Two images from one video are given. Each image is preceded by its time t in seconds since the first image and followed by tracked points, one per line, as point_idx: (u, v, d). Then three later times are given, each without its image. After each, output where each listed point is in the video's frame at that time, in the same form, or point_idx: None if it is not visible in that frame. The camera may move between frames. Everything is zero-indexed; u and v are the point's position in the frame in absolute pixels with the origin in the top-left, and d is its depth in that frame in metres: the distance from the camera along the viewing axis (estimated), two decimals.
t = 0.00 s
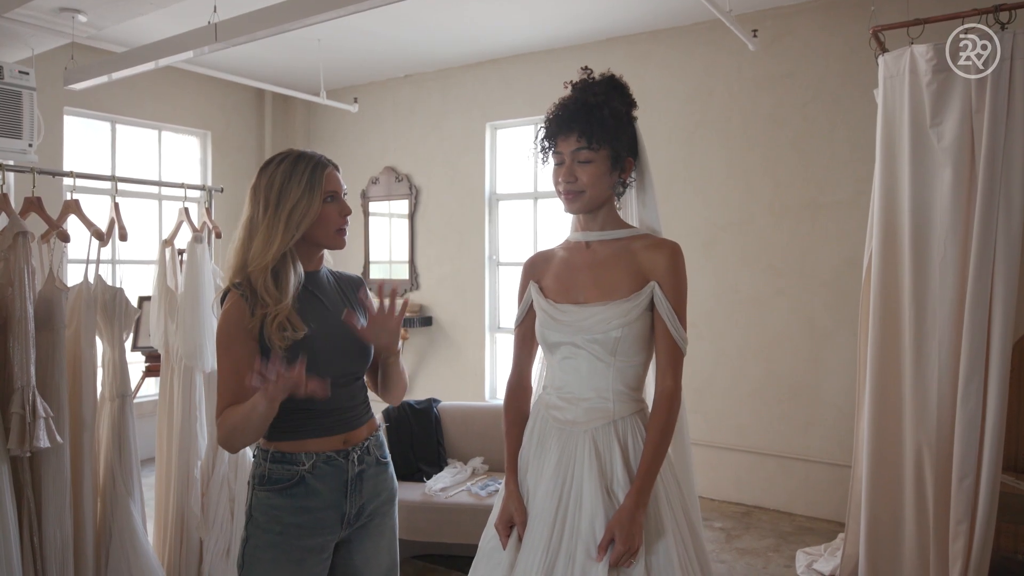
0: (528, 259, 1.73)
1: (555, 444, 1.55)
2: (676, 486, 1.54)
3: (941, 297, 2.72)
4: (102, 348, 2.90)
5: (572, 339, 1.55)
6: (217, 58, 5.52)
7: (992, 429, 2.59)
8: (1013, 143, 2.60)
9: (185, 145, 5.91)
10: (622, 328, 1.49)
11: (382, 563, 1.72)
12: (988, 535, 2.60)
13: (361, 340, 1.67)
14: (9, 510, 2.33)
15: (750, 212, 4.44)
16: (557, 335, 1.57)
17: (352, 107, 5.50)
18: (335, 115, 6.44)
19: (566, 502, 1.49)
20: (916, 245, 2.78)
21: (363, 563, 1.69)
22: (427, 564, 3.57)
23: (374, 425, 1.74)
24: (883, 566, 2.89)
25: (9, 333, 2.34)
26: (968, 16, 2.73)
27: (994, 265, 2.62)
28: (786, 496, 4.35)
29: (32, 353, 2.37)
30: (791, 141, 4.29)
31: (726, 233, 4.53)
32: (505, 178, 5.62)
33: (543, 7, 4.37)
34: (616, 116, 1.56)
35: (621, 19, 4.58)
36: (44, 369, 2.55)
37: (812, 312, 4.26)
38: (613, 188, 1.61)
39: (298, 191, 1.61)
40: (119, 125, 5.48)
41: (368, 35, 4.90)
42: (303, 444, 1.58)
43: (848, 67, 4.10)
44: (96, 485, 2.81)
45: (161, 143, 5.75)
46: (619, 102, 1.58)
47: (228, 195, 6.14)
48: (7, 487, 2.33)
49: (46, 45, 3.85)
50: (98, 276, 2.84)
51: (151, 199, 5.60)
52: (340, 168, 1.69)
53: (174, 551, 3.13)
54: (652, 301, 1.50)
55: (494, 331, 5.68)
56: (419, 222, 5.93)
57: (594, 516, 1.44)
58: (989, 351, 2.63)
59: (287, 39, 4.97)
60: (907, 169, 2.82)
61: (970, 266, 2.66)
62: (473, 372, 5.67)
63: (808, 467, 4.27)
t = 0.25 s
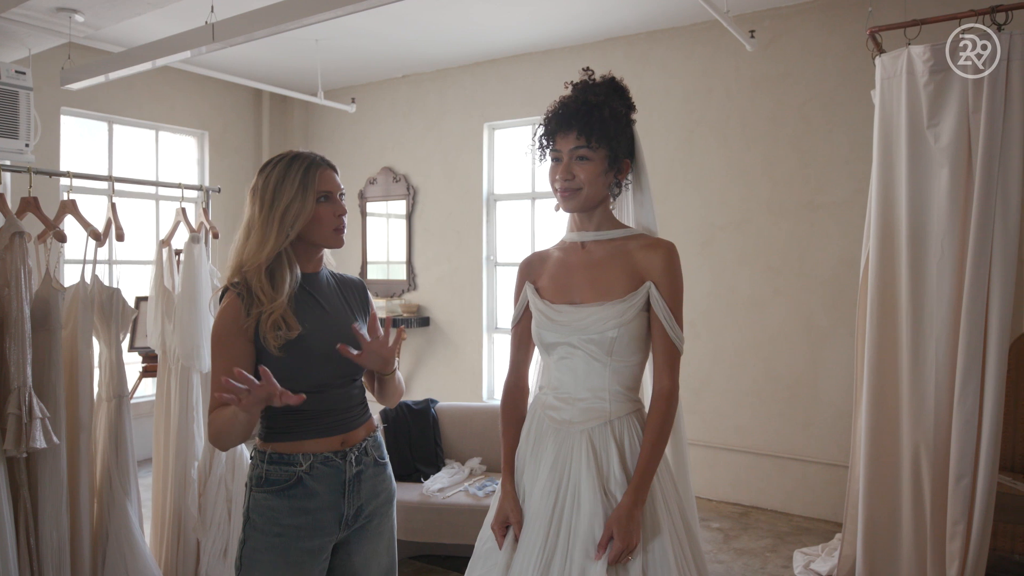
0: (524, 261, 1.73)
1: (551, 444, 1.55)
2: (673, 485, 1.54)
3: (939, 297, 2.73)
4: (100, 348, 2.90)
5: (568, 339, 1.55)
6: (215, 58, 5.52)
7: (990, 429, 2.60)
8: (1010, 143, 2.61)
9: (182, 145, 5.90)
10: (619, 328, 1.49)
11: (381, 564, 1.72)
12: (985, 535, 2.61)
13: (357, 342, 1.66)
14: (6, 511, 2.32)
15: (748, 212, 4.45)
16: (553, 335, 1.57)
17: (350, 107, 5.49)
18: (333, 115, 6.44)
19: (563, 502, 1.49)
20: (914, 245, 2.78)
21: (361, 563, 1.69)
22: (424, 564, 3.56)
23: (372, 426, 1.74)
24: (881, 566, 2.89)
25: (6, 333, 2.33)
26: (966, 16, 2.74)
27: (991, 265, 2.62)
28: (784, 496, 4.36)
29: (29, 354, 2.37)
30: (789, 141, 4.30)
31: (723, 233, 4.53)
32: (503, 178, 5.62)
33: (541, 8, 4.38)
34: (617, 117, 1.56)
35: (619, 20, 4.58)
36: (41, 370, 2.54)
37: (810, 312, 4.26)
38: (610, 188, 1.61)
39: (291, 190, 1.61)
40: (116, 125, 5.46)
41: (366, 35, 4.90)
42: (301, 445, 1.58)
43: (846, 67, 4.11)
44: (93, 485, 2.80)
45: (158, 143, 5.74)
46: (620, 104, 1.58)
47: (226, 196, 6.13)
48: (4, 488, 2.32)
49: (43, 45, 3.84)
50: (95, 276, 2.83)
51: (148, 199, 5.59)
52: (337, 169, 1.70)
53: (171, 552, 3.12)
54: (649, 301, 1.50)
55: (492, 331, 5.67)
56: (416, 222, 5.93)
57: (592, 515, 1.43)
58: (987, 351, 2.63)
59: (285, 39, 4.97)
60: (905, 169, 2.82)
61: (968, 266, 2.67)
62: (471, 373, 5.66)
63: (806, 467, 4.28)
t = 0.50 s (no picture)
0: (523, 261, 1.73)
1: (551, 444, 1.55)
2: (672, 485, 1.54)
3: (939, 298, 2.73)
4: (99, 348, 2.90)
5: (567, 339, 1.55)
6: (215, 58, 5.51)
7: (989, 429, 2.60)
8: (1010, 143, 2.61)
9: (182, 144, 5.90)
10: (618, 327, 1.49)
11: (379, 564, 1.72)
12: (985, 535, 2.61)
13: (356, 340, 1.66)
14: (6, 510, 2.32)
15: (748, 212, 4.45)
16: (552, 335, 1.57)
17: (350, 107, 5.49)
18: (333, 115, 6.44)
19: (563, 501, 1.49)
20: (914, 246, 2.78)
21: (359, 563, 1.69)
22: (424, 564, 3.56)
23: (370, 425, 1.74)
24: (880, 566, 2.89)
25: (6, 332, 2.33)
26: (966, 17, 2.73)
27: (991, 265, 2.63)
28: (783, 497, 4.36)
29: (29, 353, 2.37)
30: (789, 142, 4.30)
31: (723, 233, 4.53)
32: (503, 178, 5.62)
33: (541, 8, 4.38)
34: (618, 119, 1.56)
35: (619, 20, 4.58)
36: (41, 370, 2.54)
37: (810, 312, 4.26)
38: (611, 190, 1.61)
39: (286, 186, 1.62)
40: (116, 125, 5.46)
41: (366, 35, 4.90)
42: (299, 444, 1.58)
43: (846, 68, 4.11)
44: (92, 485, 2.80)
45: (158, 143, 5.74)
46: (620, 105, 1.58)
47: (225, 195, 6.13)
48: (3, 487, 2.32)
49: (42, 45, 3.84)
50: (95, 276, 2.83)
51: (148, 199, 5.58)
52: (334, 164, 1.69)
53: (170, 552, 3.12)
54: (648, 301, 1.50)
55: (492, 331, 5.67)
56: (416, 222, 5.93)
57: (591, 514, 1.43)
58: (986, 351, 2.63)
59: (286, 39, 4.97)
60: (905, 169, 2.82)
61: (968, 266, 2.67)
62: (471, 373, 5.66)
63: (805, 467, 4.28)
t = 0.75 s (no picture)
0: (523, 261, 1.73)
1: (551, 443, 1.55)
2: (672, 484, 1.54)
3: (940, 298, 2.72)
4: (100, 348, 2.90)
5: (568, 339, 1.55)
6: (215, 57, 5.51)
7: (990, 429, 2.60)
8: (1011, 143, 2.61)
9: (183, 144, 5.91)
10: (619, 328, 1.49)
11: (379, 564, 1.72)
12: (986, 535, 2.61)
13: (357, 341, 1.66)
14: (7, 509, 2.32)
15: (749, 212, 4.44)
16: (554, 335, 1.57)
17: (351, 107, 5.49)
18: (334, 114, 6.44)
19: (562, 500, 1.49)
20: (915, 246, 2.78)
21: (359, 562, 1.69)
22: (424, 564, 3.56)
23: (371, 425, 1.74)
24: (881, 567, 2.89)
25: (6, 332, 2.33)
26: (967, 16, 2.73)
27: (992, 265, 2.62)
28: (784, 497, 4.36)
29: (30, 353, 2.37)
30: (789, 142, 4.30)
31: (724, 233, 4.53)
32: (504, 178, 5.62)
33: (542, 8, 4.38)
34: (618, 120, 1.57)
35: (620, 19, 4.58)
36: (41, 369, 2.54)
37: (810, 312, 4.26)
38: (612, 189, 1.61)
39: (291, 188, 1.62)
40: (117, 124, 5.47)
41: (367, 35, 4.90)
42: (299, 443, 1.58)
43: (847, 68, 4.11)
44: (93, 485, 2.80)
45: (159, 142, 5.74)
46: (621, 106, 1.58)
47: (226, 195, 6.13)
48: (4, 486, 2.32)
49: (43, 44, 3.84)
50: (96, 275, 2.83)
51: (149, 198, 5.59)
52: (340, 166, 1.69)
53: (171, 551, 3.12)
54: (649, 301, 1.50)
55: (492, 331, 5.68)
56: (417, 222, 5.93)
57: (591, 514, 1.43)
58: (987, 352, 2.63)
59: (286, 38, 4.97)
60: (905, 169, 2.82)
61: (968, 266, 2.67)
62: (471, 372, 5.66)
63: (806, 468, 4.28)
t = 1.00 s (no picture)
0: (522, 260, 1.73)
1: (551, 443, 1.55)
2: (672, 483, 1.54)
3: (940, 298, 2.72)
4: (100, 348, 2.90)
5: (568, 338, 1.55)
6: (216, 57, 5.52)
7: (990, 429, 2.60)
8: (1012, 143, 2.61)
9: (183, 144, 5.91)
10: (619, 327, 1.49)
11: (379, 563, 1.72)
12: (986, 535, 2.61)
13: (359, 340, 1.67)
14: (8, 509, 2.32)
15: (749, 212, 4.44)
16: (553, 335, 1.57)
17: (351, 107, 5.49)
18: (334, 114, 6.44)
19: (564, 500, 1.49)
20: (915, 246, 2.78)
21: (359, 562, 1.69)
22: (425, 564, 3.56)
23: (371, 424, 1.74)
24: (881, 567, 2.89)
25: (7, 332, 2.33)
26: (968, 17, 2.73)
27: (992, 266, 2.62)
28: (784, 497, 4.36)
29: (30, 353, 2.37)
30: (790, 142, 4.30)
31: (724, 233, 4.53)
32: (504, 178, 5.62)
33: (542, 8, 4.38)
34: (618, 118, 1.57)
35: (620, 20, 4.58)
36: (41, 369, 2.54)
37: (810, 312, 4.26)
38: (612, 187, 1.61)
39: (288, 186, 1.62)
40: (117, 124, 5.47)
41: (368, 35, 4.90)
42: (300, 441, 1.58)
43: (847, 68, 4.11)
44: (93, 484, 2.80)
45: (160, 142, 5.74)
46: (621, 105, 1.59)
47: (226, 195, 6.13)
48: (5, 487, 2.32)
49: (44, 44, 3.85)
50: (96, 275, 2.83)
51: (149, 198, 5.59)
52: (336, 164, 1.70)
53: (171, 551, 3.13)
54: (649, 300, 1.50)
55: (493, 331, 5.68)
56: (417, 222, 5.93)
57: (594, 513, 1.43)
58: (987, 352, 2.63)
59: (287, 38, 4.97)
60: (906, 169, 2.82)
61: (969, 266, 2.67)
62: (471, 373, 5.67)
63: (806, 468, 4.27)
